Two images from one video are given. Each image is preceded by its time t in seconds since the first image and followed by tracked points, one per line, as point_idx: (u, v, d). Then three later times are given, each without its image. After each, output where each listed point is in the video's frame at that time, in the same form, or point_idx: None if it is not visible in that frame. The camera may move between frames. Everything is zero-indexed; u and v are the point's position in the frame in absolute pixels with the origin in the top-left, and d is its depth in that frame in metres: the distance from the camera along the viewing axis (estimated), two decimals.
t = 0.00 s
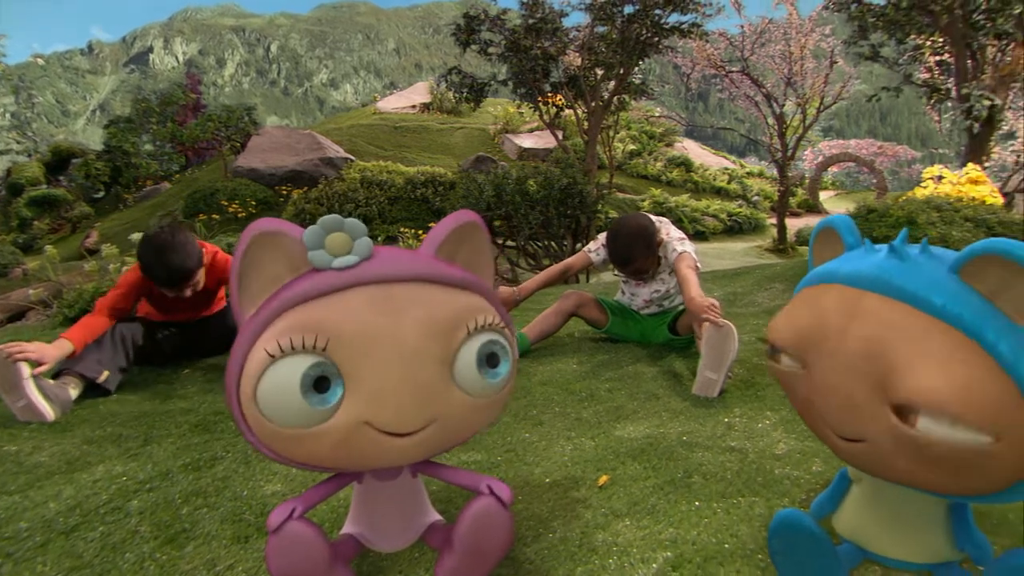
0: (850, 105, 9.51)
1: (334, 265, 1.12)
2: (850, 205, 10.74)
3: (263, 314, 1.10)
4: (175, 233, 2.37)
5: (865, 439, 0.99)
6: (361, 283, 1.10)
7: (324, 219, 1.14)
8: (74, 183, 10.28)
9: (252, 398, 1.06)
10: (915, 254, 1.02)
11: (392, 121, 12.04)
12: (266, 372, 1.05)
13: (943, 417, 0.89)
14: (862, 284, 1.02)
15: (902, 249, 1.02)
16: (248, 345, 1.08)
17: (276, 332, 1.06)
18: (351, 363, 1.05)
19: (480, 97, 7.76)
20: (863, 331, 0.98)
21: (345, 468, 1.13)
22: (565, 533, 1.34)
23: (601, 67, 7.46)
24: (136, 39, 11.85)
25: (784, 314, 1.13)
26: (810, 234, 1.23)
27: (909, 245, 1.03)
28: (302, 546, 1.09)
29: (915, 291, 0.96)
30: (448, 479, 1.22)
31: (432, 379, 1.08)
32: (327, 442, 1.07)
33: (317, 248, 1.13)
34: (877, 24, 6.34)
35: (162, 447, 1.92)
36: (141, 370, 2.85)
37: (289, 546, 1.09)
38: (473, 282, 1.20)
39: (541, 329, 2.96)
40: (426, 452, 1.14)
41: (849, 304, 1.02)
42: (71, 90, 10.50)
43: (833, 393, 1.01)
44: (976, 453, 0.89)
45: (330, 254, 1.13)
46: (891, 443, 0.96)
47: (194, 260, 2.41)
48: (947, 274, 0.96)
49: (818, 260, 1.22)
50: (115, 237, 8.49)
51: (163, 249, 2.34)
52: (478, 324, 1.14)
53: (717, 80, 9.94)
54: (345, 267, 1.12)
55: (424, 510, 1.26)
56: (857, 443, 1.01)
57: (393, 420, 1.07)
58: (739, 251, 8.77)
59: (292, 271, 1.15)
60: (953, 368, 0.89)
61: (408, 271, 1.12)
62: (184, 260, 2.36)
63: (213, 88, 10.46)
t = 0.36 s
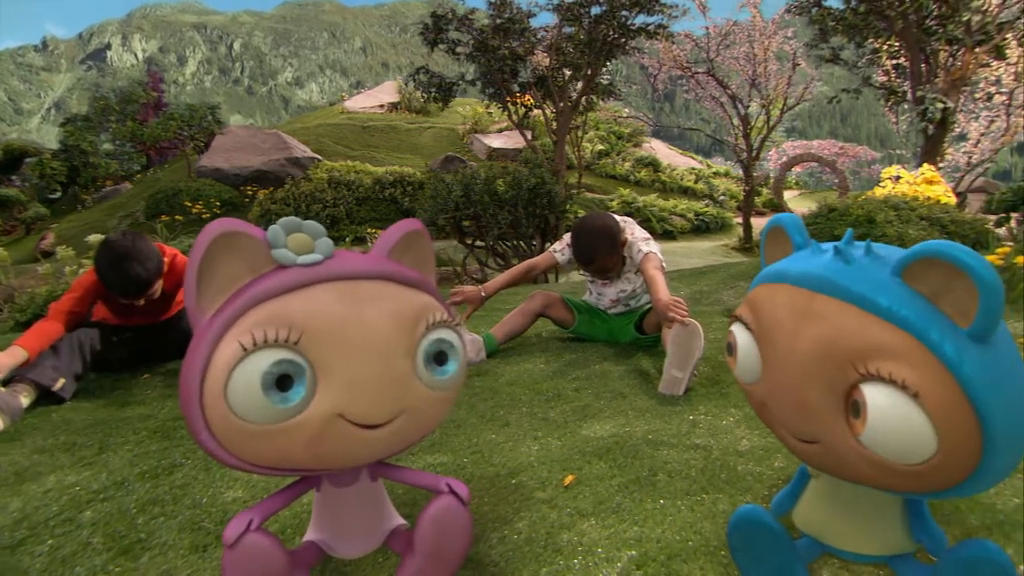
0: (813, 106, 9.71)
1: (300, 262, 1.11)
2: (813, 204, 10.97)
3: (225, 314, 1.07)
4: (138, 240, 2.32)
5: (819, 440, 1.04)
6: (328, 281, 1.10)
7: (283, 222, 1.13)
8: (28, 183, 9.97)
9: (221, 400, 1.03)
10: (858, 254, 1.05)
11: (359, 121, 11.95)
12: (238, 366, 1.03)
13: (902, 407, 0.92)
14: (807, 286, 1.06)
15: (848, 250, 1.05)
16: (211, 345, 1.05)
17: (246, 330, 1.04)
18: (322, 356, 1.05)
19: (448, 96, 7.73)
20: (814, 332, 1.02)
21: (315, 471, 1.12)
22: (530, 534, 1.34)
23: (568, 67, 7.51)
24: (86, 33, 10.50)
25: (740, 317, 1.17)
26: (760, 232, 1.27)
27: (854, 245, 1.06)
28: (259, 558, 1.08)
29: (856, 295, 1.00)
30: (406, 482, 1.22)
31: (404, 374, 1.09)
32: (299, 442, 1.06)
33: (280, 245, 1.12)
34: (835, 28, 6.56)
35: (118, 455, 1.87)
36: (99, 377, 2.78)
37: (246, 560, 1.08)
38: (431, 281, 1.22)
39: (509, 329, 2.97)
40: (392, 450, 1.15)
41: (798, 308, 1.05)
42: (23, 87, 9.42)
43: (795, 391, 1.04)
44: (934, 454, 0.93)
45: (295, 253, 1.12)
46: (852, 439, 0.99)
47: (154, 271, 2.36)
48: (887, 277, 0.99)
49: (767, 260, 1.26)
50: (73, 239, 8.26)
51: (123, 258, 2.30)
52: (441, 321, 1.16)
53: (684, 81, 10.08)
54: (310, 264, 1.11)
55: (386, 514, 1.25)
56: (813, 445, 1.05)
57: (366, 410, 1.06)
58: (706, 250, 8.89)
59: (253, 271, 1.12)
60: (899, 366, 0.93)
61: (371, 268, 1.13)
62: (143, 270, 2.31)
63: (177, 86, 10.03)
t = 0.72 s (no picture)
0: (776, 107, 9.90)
1: (244, 277, 1.12)
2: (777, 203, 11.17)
3: (168, 331, 1.08)
4: (76, 242, 2.29)
5: (775, 441, 1.06)
6: (274, 297, 1.11)
7: (230, 232, 1.14)
8: None
9: (160, 422, 1.06)
10: (809, 254, 1.06)
11: (326, 121, 11.82)
12: (172, 396, 1.04)
13: (847, 408, 0.95)
14: (758, 287, 1.07)
15: (800, 252, 1.06)
16: (152, 365, 1.07)
17: (190, 351, 1.06)
18: (268, 378, 1.07)
19: (415, 96, 7.69)
20: (766, 333, 1.03)
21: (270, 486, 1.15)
22: (494, 536, 1.34)
23: (536, 68, 7.54)
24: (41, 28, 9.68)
25: (694, 317, 1.20)
26: (716, 229, 1.28)
27: (805, 246, 1.08)
28: (215, 567, 1.08)
29: (805, 297, 1.01)
30: (366, 488, 1.22)
31: (355, 391, 1.11)
32: (246, 462, 1.09)
33: (225, 258, 1.13)
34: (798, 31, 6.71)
35: (70, 465, 1.82)
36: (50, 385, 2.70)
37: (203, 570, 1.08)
38: (387, 288, 1.23)
39: (475, 330, 2.96)
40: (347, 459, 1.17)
41: (748, 310, 1.07)
42: None
43: (747, 392, 1.07)
44: (881, 455, 0.96)
45: (240, 266, 1.13)
46: (802, 440, 1.02)
47: (94, 275, 2.33)
48: (836, 279, 1.00)
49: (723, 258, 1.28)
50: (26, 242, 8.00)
51: (60, 261, 2.27)
52: (394, 330, 1.18)
53: (650, 82, 10.20)
54: (254, 279, 1.12)
55: (350, 519, 1.25)
56: (769, 445, 1.08)
57: (313, 432, 1.10)
58: (673, 249, 8.98)
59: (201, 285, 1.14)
60: (847, 369, 0.95)
61: (320, 279, 1.14)
62: (81, 274, 2.29)
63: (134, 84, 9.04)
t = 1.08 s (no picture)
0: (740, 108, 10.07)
1: (186, 270, 1.16)
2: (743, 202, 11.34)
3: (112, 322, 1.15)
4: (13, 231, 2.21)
5: (735, 438, 1.08)
6: (213, 289, 1.14)
7: (181, 230, 1.17)
8: None
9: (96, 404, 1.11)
10: (767, 252, 1.08)
11: (292, 121, 11.67)
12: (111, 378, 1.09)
13: (805, 404, 0.97)
14: (715, 285, 1.08)
15: (755, 250, 1.07)
16: (99, 349, 1.13)
17: (126, 340, 1.11)
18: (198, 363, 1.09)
19: (382, 95, 7.61)
20: (724, 331, 1.05)
21: (210, 479, 1.15)
22: (458, 538, 1.33)
23: (503, 68, 7.54)
24: None
25: (653, 316, 1.21)
26: (674, 229, 1.30)
27: (759, 243, 1.09)
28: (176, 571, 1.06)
29: (762, 294, 1.02)
30: (327, 492, 1.21)
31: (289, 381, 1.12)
32: (175, 447, 1.11)
33: (171, 253, 1.17)
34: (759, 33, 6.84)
35: (19, 476, 1.76)
36: None
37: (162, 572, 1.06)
38: (337, 288, 1.24)
39: (442, 331, 2.94)
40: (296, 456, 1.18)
41: (706, 309, 1.09)
42: None
43: (706, 389, 1.09)
44: (838, 452, 0.98)
45: (184, 261, 1.17)
46: (761, 436, 1.04)
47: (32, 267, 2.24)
48: (791, 276, 1.02)
49: (682, 257, 1.29)
50: None
51: None
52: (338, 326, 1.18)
53: (618, 83, 10.29)
54: (195, 272, 1.16)
55: (311, 526, 1.25)
56: (729, 442, 1.10)
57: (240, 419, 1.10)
58: (641, 248, 9.05)
59: (152, 281, 1.19)
60: (807, 365, 0.97)
61: (261, 274, 1.17)
62: (18, 263, 2.20)
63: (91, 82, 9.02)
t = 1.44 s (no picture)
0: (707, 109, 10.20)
1: (148, 264, 1.16)
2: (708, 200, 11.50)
3: (71, 315, 1.14)
4: None
5: (710, 424, 1.08)
6: (176, 283, 1.14)
7: (145, 226, 1.18)
8: None
9: (50, 397, 1.09)
10: (751, 240, 1.11)
11: (259, 120, 11.51)
12: (61, 366, 1.08)
13: (790, 382, 0.98)
14: (698, 271, 1.10)
15: (742, 236, 1.10)
16: (55, 341, 1.12)
17: (83, 329, 1.10)
18: (153, 354, 1.08)
19: (351, 95, 7.52)
20: (709, 314, 1.06)
21: (166, 478, 1.13)
22: (425, 542, 1.32)
23: (473, 67, 7.53)
24: None
25: (629, 307, 1.22)
26: (648, 227, 1.32)
27: (741, 233, 1.12)
28: None
29: (750, 278, 1.05)
30: (286, 496, 1.19)
31: (249, 374, 1.10)
32: (127, 441, 1.09)
33: (135, 249, 1.17)
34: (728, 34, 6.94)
35: None
36: None
37: None
38: (303, 286, 1.23)
39: (410, 332, 2.92)
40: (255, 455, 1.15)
41: (689, 293, 1.10)
42: None
43: (687, 372, 1.09)
44: (819, 432, 0.99)
45: (147, 256, 1.17)
46: (741, 421, 1.04)
47: None
48: (778, 261, 1.05)
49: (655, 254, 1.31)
50: None
51: None
52: (302, 325, 1.16)
53: (588, 83, 10.34)
54: (157, 266, 1.15)
55: (271, 532, 1.23)
56: (702, 429, 1.10)
57: (195, 413, 1.08)
58: (612, 248, 9.10)
59: (113, 275, 1.19)
60: (795, 344, 0.99)
61: (225, 270, 1.16)
62: None
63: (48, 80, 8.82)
